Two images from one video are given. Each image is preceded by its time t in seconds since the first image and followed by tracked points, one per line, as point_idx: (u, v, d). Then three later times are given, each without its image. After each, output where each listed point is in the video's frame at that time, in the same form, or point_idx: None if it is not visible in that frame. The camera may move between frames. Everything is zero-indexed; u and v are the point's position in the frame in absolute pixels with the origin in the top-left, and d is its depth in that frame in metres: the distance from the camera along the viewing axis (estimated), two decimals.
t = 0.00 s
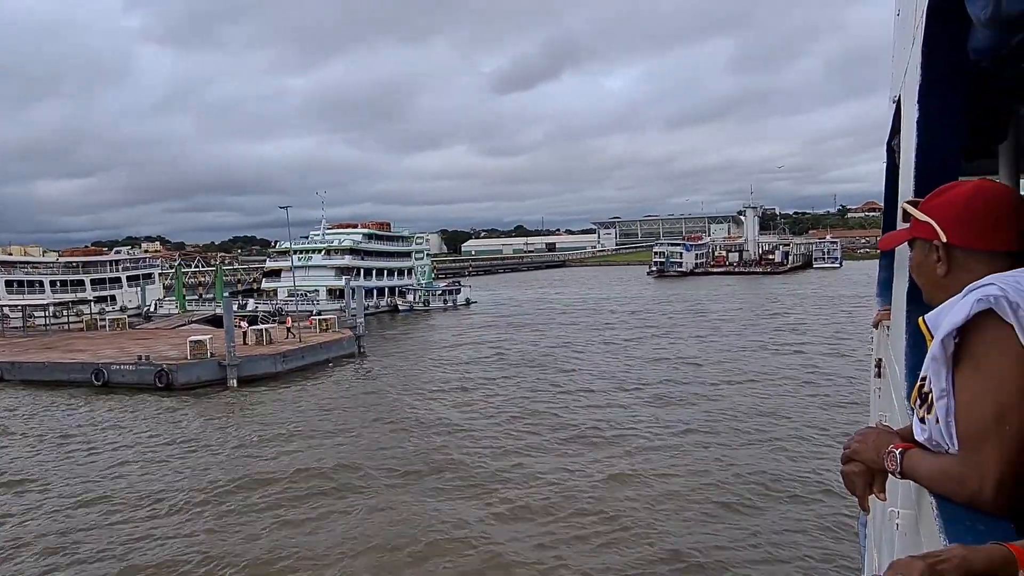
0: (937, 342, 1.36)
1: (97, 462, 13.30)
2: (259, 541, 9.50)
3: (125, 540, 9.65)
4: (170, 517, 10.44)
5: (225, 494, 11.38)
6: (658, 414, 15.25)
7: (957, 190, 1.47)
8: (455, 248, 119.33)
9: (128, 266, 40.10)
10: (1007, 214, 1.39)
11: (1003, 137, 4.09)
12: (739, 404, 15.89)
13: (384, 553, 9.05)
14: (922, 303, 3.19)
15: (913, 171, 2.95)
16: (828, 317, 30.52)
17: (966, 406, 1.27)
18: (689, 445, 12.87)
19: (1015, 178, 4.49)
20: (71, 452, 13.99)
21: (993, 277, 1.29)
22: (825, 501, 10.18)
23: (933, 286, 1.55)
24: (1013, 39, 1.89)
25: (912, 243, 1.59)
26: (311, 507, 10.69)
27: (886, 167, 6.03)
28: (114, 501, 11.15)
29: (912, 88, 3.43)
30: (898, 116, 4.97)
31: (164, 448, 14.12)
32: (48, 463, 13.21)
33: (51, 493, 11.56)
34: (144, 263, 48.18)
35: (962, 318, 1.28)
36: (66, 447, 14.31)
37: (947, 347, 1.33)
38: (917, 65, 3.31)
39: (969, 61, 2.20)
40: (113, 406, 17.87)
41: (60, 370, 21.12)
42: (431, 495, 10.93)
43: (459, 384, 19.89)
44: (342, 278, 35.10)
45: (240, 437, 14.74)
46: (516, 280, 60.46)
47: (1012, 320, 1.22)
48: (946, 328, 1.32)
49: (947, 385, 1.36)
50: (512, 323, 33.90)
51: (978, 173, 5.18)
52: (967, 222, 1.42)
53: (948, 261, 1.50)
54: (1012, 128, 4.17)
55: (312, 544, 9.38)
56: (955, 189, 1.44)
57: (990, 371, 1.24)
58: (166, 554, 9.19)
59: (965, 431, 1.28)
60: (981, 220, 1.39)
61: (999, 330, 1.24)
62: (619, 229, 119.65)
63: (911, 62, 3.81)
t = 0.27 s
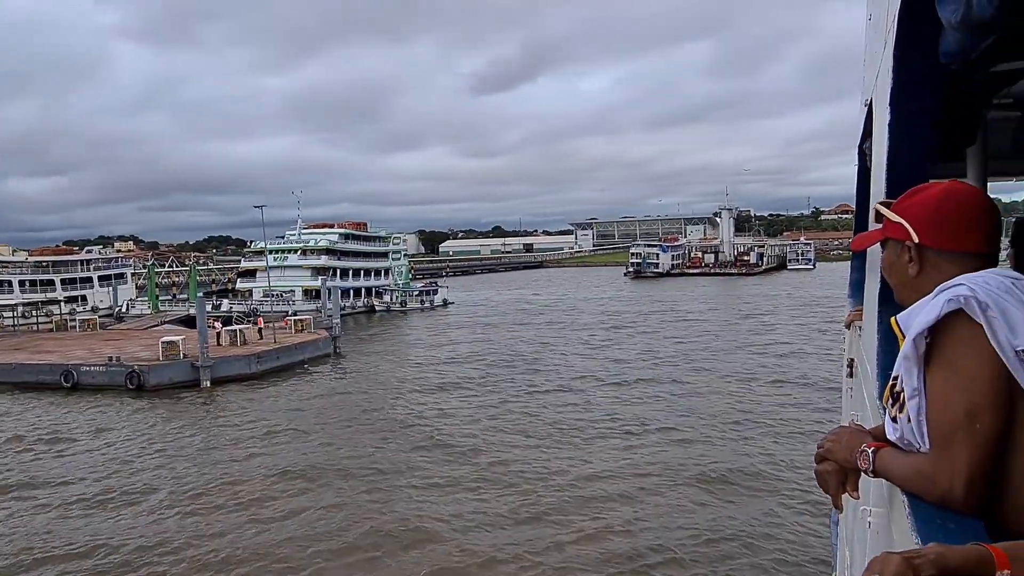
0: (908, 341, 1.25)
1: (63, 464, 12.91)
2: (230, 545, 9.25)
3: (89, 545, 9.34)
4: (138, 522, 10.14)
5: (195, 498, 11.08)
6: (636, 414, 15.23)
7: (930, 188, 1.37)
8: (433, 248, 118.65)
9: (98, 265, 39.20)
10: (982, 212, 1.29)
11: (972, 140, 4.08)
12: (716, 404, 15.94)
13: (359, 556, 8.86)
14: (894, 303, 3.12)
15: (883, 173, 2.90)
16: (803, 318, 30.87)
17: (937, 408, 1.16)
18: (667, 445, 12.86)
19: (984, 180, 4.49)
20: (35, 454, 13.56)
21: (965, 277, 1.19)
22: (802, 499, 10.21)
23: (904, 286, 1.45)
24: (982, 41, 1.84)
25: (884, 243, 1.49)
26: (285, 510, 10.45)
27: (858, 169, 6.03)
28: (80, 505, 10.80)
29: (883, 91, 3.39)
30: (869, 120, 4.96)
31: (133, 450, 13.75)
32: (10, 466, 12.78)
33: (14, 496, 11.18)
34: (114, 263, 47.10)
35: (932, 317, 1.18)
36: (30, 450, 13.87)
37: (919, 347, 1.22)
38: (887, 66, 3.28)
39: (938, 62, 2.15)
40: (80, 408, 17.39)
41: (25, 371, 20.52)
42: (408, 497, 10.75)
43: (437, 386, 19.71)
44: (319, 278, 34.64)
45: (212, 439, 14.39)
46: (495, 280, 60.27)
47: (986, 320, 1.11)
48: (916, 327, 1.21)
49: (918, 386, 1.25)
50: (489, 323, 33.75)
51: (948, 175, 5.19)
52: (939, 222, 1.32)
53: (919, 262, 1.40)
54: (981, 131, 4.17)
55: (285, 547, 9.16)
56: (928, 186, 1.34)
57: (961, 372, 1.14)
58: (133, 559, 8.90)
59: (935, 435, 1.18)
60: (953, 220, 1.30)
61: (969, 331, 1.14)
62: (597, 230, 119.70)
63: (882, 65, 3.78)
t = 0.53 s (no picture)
0: (895, 338, 1.22)
1: (46, 462, 12.72)
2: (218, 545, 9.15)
3: (74, 544, 9.20)
4: (123, 521, 10.00)
5: (182, 496, 10.95)
6: (627, 413, 15.21)
7: (916, 187, 1.35)
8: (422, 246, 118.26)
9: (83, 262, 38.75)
10: (966, 210, 1.29)
11: (957, 142, 4.05)
12: (706, 402, 15.96)
13: (349, 555, 8.80)
14: (879, 302, 3.09)
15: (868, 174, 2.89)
16: (791, 316, 31.00)
17: (921, 403, 1.15)
18: (657, 443, 12.86)
19: (969, 181, 4.48)
20: (17, 453, 13.35)
21: (950, 275, 1.16)
22: (792, 496, 10.25)
23: (891, 284, 1.44)
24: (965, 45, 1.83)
25: (872, 240, 1.47)
26: (273, 509, 10.35)
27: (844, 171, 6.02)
28: (64, 505, 10.65)
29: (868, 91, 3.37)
30: (856, 121, 4.94)
31: (118, 449, 13.56)
32: None
33: None
34: (99, 260, 46.55)
35: (915, 316, 1.15)
36: (12, 448, 13.66)
37: (906, 344, 1.19)
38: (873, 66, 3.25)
39: (922, 62, 2.14)
40: (64, 407, 17.14)
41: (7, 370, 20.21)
42: (398, 496, 10.67)
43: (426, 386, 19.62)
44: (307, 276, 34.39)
45: (199, 438, 14.23)
46: (484, 279, 60.18)
47: (969, 319, 1.09)
48: (900, 325, 1.18)
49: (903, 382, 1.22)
50: (478, 322, 33.69)
51: (933, 175, 5.18)
52: (926, 221, 1.31)
53: (906, 260, 1.38)
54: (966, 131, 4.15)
55: (274, 547, 9.08)
56: (912, 186, 1.33)
57: (941, 371, 1.12)
58: (119, 560, 8.78)
59: (921, 432, 1.16)
60: (940, 218, 1.29)
61: (954, 331, 1.12)
62: (586, 229, 119.69)
63: (868, 65, 3.75)
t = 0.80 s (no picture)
0: (875, 337, 1.17)
1: (27, 461, 12.50)
2: (201, 545, 9.03)
3: (56, 545, 9.05)
4: (104, 521, 9.85)
5: (165, 496, 10.80)
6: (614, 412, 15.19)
7: (897, 186, 1.34)
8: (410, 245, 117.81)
9: (66, 259, 38.21)
10: (948, 209, 1.28)
11: (940, 142, 4.04)
12: (693, 401, 15.97)
13: (336, 554, 8.73)
14: (862, 300, 3.08)
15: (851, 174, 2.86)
16: (778, 316, 31.12)
17: (900, 402, 1.10)
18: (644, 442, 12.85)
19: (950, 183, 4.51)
20: None
21: (932, 274, 1.13)
22: (778, 494, 10.27)
23: (872, 284, 1.41)
24: (948, 43, 1.81)
25: (855, 240, 1.44)
26: (257, 508, 10.23)
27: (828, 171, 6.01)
28: (45, 504, 10.47)
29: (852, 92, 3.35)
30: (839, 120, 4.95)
31: (99, 448, 13.37)
32: None
33: None
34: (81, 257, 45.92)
35: (897, 315, 1.11)
36: None
37: (887, 343, 1.14)
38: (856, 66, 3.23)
39: (906, 61, 2.12)
40: (45, 404, 16.86)
41: None
42: (383, 495, 10.59)
43: (413, 385, 19.49)
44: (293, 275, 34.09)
45: (183, 436, 14.06)
46: (472, 278, 60.06)
47: (954, 316, 1.06)
48: (882, 324, 1.14)
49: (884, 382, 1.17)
50: (466, 320, 33.59)
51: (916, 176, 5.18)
52: (910, 221, 1.30)
53: (890, 259, 1.36)
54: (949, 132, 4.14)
55: (257, 547, 8.97)
56: (895, 184, 1.32)
57: (926, 371, 1.07)
58: (99, 561, 8.65)
59: (901, 433, 1.11)
60: (924, 216, 1.28)
61: (938, 330, 1.08)
62: (574, 228, 119.75)
63: (852, 67, 3.75)
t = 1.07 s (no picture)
0: (857, 335, 1.28)
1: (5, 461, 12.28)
2: (188, 545, 8.98)
3: (38, 547, 8.94)
4: (88, 520, 9.75)
5: (149, 494, 10.71)
6: (599, 410, 15.27)
7: (877, 188, 1.42)
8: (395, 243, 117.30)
9: (45, 255, 37.56)
10: (926, 211, 1.37)
11: (919, 144, 4.10)
12: (677, 400, 16.09)
13: (323, 554, 8.72)
14: (844, 297, 3.10)
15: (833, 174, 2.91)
16: (761, 315, 31.40)
17: (885, 399, 1.20)
18: (629, 440, 12.94)
19: (929, 184, 4.55)
20: None
21: (910, 274, 1.23)
22: (761, 491, 10.41)
23: (854, 281, 1.48)
24: (928, 48, 1.86)
25: (836, 240, 1.51)
26: (243, 506, 10.18)
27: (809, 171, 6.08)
28: (26, 504, 10.32)
29: (835, 93, 3.39)
30: (821, 121, 4.98)
31: (81, 446, 13.17)
32: None
33: None
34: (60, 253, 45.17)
35: (878, 312, 1.22)
36: None
37: (867, 340, 1.25)
38: (839, 68, 3.27)
39: (886, 65, 2.15)
40: (23, 403, 16.56)
41: None
42: (371, 494, 10.58)
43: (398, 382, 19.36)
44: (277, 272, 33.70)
45: (166, 434, 13.88)
46: (457, 277, 59.84)
47: (930, 316, 1.16)
48: (863, 321, 1.24)
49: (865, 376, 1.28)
50: (452, 318, 33.43)
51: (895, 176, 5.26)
52: (889, 222, 1.38)
53: (870, 257, 1.43)
54: (928, 134, 4.22)
55: (244, 547, 8.94)
56: (874, 187, 1.40)
57: (906, 368, 1.17)
58: (84, 562, 8.58)
59: (882, 425, 1.21)
60: (903, 217, 1.36)
61: (917, 327, 1.18)
62: (560, 227, 119.74)
63: (833, 68, 3.79)
